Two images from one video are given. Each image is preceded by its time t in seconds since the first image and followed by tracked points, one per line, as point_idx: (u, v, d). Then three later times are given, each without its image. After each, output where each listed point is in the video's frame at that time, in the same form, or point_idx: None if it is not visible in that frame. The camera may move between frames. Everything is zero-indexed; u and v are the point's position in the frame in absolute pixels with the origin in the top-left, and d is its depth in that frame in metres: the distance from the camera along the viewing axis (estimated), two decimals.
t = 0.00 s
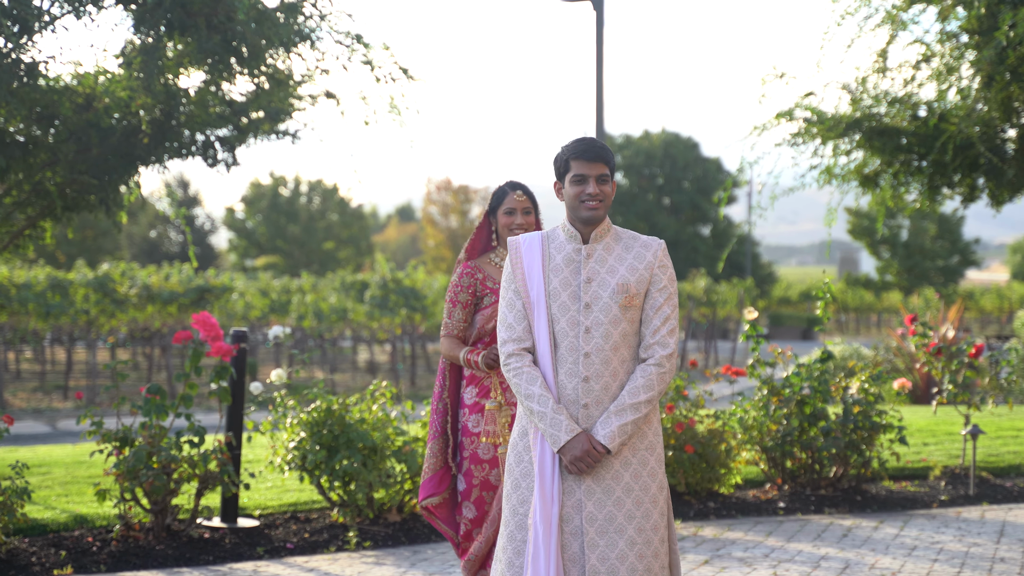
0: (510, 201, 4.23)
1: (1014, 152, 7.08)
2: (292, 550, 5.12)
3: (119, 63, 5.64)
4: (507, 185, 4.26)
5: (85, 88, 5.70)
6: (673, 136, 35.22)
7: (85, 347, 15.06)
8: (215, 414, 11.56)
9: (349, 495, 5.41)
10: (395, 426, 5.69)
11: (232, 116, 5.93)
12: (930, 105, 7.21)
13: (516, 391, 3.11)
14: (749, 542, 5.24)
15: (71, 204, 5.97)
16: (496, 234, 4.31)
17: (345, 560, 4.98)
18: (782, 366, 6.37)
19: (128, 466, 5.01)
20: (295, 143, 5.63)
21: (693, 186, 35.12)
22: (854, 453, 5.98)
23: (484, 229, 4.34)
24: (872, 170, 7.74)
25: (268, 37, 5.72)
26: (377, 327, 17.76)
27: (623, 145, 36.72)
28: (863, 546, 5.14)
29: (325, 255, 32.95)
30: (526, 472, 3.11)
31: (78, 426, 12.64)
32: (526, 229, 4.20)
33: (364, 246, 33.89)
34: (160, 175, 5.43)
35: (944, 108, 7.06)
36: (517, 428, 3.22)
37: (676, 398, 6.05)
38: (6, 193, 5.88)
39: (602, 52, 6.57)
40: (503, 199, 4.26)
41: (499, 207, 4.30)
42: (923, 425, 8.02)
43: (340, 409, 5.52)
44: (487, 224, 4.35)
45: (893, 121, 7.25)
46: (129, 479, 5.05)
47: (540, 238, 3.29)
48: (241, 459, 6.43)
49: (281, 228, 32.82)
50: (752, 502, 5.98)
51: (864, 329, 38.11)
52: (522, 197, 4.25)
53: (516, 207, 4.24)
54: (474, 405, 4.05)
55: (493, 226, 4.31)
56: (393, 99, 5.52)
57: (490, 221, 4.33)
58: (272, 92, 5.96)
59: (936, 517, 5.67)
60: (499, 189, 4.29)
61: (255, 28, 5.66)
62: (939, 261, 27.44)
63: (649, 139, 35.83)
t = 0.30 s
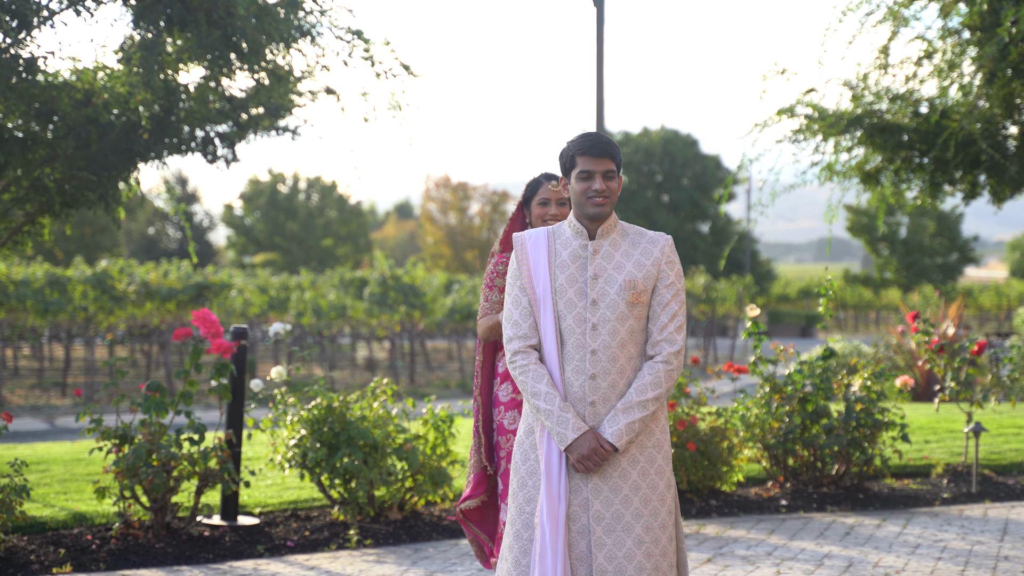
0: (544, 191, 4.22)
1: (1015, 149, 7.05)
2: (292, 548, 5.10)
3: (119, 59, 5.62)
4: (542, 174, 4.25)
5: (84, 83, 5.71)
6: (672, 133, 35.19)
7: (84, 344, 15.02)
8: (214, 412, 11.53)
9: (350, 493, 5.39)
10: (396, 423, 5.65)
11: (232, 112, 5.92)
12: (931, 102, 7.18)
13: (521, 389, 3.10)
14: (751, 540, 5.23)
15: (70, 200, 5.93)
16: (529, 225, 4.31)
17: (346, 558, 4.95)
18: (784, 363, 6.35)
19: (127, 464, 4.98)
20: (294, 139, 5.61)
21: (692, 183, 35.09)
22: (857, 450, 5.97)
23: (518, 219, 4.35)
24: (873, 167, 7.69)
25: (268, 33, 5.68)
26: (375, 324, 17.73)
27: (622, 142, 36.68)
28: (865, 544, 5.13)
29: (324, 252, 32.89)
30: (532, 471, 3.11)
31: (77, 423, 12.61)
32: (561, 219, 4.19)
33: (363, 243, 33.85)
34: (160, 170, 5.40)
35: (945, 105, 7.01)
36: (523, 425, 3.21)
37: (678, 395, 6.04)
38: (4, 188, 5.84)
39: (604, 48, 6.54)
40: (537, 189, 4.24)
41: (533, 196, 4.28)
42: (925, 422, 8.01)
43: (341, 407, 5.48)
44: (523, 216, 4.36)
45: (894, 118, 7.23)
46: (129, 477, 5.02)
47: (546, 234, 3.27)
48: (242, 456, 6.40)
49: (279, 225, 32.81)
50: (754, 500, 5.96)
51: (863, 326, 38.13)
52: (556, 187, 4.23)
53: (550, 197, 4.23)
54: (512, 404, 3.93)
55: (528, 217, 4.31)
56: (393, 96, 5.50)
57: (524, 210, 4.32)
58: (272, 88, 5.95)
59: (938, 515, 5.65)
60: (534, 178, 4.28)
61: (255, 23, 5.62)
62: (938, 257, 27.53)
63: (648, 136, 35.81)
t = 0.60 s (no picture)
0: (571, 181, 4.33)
1: (1015, 146, 7.03)
2: (292, 548, 5.06)
3: (116, 55, 5.60)
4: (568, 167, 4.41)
5: (81, 80, 5.66)
6: (669, 131, 35.17)
7: (80, 342, 14.96)
8: (212, 411, 11.48)
9: (349, 492, 5.36)
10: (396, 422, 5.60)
11: (230, 109, 5.88)
12: (931, 99, 7.16)
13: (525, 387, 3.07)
14: (753, 539, 5.20)
15: (68, 197, 5.88)
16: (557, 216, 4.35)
17: (345, 558, 4.92)
18: (784, 361, 6.33)
19: (126, 463, 4.94)
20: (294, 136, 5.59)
21: (689, 181, 35.08)
22: (858, 448, 5.95)
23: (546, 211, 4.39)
24: (873, 164, 7.68)
25: (266, 29, 5.64)
26: (372, 322, 17.69)
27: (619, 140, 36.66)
28: (868, 543, 5.11)
29: (321, 250, 32.84)
30: (537, 471, 3.08)
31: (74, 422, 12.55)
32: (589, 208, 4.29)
33: (360, 241, 33.81)
34: (158, 167, 5.35)
35: (946, 103, 7.00)
36: (527, 424, 3.18)
37: (679, 394, 6.00)
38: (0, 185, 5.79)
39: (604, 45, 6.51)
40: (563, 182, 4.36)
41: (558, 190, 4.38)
42: (926, 421, 7.99)
43: (340, 405, 5.43)
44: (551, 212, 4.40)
45: (894, 116, 7.21)
46: (127, 476, 4.98)
47: (551, 231, 3.24)
48: (239, 454, 6.35)
49: (276, 223, 32.78)
50: (755, 498, 5.93)
51: (860, 324, 38.16)
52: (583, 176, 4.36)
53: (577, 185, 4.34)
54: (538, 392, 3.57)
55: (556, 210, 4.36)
56: (392, 93, 5.55)
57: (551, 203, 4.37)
58: (271, 85, 5.93)
59: (941, 514, 5.64)
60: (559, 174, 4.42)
61: (254, 20, 5.57)
62: (935, 256, 27.60)
63: (645, 135, 35.85)
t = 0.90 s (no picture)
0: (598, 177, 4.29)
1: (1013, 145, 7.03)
2: (286, 549, 5.03)
3: (110, 53, 5.57)
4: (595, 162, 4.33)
5: (75, 79, 5.59)
6: (664, 130, 35.21)
7: (75, 342, 14.90)
8: (206, 412, 11.42)
9: (344, 492, 5.33)
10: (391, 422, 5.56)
11: (224, 108, 5.84)
12: (928, 98, 7.14)
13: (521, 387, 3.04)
14: (751, 540, 5.18)
15: (62, 196, 5.83)
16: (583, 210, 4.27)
17: (340, 559, 4.89)
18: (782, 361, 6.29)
19: (118, 464, 4.90)
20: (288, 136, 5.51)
21: (684, 180, 35.08)
22: (856, 448, 5.92)
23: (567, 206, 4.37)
24: (870, 163, 7.68)
25: (261, 28, 5.59)
26: (368, 322, 17.65)
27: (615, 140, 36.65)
28: (866, 543, 5.09)
29: (316, 250, 32.76)
30: (533, 471, 3.05)
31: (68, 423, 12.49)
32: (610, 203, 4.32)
33: (356, 241, 33.73)
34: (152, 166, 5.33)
35: (942, 101, 7.00)
36: (523, 424, 3.15)
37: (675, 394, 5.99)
38: None
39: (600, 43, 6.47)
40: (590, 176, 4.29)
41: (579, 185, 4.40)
42: (923, 420, 7.97)
43: (335, 405, 5.40)
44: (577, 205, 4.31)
45: (891, 114, 7.19)
46: (120, 477, 4.94)
47: (549, 229, 3.21)
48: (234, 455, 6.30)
49: (272, 223, 32.72)
50: (752, 498, 5.91)
51: (856, 323, 38.18)
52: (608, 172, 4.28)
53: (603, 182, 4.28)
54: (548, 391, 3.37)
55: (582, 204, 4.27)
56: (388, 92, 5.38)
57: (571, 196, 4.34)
58: (265, 83, 5.87)
59: (938, 514, 5.62)
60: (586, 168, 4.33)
61: (248, 18, 5.54)
62: (931, 255, 27.63)
63: (640, 134, 35.87)
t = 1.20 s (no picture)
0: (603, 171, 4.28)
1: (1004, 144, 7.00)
2: (272, 550, 4.99)
3: (96, 52, 5.52)
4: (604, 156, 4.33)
5: (63, 78, 5.56)
6: (657, 130, 35.21)
7: (66, 343, 14.83)
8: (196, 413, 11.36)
9: (331, 493, 5.29)
10: (379, 422, 5.51)
11: (211, 107, 5.81)
12: (919, 97, 7.13)
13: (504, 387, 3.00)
14: (740, 540, 5.15)
15: (48, 196, 5.78)
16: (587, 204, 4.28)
17: (327, 560, 4.85)
18: (772, 360, 6.26)
19: (103, 465, 4.86)
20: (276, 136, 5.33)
21: (678, 180, 35.07)
22: (846, 448, 5.90)
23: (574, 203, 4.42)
24: (862, 162, 7.64)
25: (248, 26, 5.56)
26: (360, 322, 17.61)
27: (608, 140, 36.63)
28: (857, 544, 5.07)
29: (309, 250, 32.67)
30: (516, 472, 3.01)
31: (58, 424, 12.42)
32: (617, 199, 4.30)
33: (349, 241, 33.67)
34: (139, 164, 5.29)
35: (934, 100, 6.99)
36: (507, 424, 3.12)
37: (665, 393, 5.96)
38: None
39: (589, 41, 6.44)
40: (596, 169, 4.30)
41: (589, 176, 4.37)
42: (915, 420, 7.95)
43: (322, 406, 5.36)
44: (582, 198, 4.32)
45: (883, 113, 7.17)
46: (105, 478, 4.89)
47: (533, 226, 3.17)
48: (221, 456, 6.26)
49: (264, 224, 32.60)
50: (742, 499, 5.88)
51: (849, 323, 38.21)
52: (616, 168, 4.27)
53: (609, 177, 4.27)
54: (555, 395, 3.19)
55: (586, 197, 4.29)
56: (376, 91, 5.26)
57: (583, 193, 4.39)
58: (253, 82, 5.81)
59: (929, 514, 5.59)
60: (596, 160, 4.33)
61: (236, 16, 5.51)
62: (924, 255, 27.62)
63: (634, 135, 35.88)
